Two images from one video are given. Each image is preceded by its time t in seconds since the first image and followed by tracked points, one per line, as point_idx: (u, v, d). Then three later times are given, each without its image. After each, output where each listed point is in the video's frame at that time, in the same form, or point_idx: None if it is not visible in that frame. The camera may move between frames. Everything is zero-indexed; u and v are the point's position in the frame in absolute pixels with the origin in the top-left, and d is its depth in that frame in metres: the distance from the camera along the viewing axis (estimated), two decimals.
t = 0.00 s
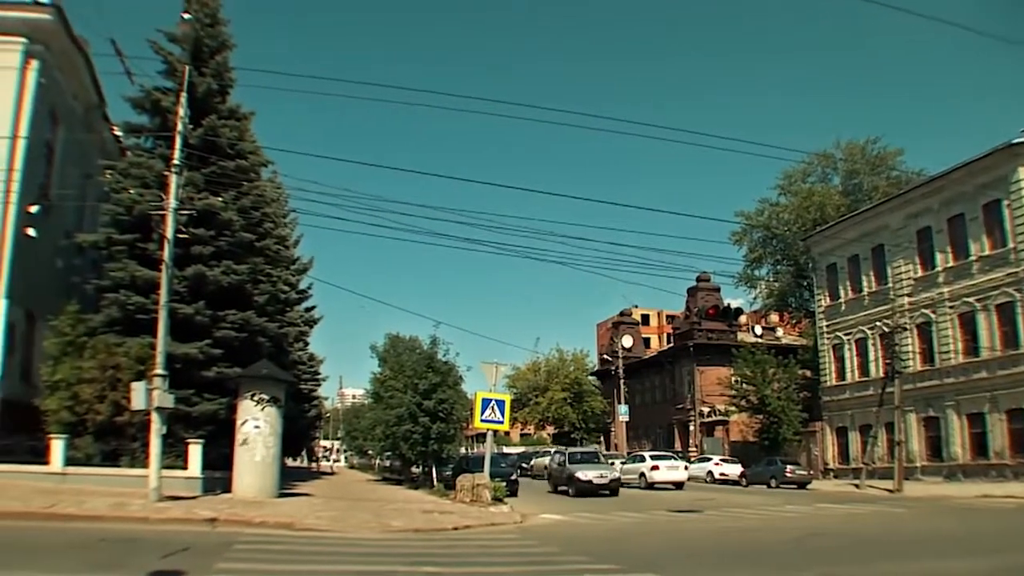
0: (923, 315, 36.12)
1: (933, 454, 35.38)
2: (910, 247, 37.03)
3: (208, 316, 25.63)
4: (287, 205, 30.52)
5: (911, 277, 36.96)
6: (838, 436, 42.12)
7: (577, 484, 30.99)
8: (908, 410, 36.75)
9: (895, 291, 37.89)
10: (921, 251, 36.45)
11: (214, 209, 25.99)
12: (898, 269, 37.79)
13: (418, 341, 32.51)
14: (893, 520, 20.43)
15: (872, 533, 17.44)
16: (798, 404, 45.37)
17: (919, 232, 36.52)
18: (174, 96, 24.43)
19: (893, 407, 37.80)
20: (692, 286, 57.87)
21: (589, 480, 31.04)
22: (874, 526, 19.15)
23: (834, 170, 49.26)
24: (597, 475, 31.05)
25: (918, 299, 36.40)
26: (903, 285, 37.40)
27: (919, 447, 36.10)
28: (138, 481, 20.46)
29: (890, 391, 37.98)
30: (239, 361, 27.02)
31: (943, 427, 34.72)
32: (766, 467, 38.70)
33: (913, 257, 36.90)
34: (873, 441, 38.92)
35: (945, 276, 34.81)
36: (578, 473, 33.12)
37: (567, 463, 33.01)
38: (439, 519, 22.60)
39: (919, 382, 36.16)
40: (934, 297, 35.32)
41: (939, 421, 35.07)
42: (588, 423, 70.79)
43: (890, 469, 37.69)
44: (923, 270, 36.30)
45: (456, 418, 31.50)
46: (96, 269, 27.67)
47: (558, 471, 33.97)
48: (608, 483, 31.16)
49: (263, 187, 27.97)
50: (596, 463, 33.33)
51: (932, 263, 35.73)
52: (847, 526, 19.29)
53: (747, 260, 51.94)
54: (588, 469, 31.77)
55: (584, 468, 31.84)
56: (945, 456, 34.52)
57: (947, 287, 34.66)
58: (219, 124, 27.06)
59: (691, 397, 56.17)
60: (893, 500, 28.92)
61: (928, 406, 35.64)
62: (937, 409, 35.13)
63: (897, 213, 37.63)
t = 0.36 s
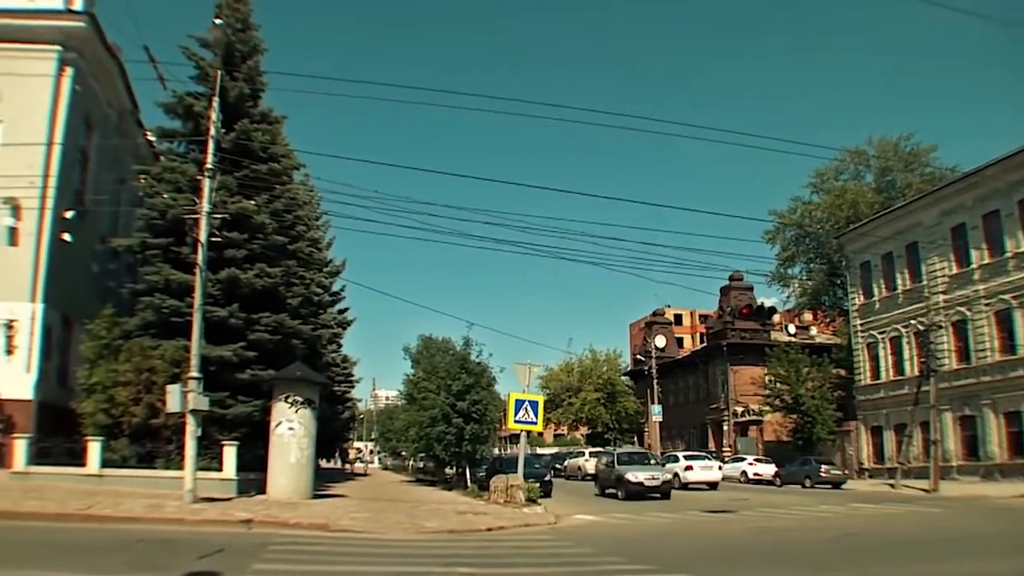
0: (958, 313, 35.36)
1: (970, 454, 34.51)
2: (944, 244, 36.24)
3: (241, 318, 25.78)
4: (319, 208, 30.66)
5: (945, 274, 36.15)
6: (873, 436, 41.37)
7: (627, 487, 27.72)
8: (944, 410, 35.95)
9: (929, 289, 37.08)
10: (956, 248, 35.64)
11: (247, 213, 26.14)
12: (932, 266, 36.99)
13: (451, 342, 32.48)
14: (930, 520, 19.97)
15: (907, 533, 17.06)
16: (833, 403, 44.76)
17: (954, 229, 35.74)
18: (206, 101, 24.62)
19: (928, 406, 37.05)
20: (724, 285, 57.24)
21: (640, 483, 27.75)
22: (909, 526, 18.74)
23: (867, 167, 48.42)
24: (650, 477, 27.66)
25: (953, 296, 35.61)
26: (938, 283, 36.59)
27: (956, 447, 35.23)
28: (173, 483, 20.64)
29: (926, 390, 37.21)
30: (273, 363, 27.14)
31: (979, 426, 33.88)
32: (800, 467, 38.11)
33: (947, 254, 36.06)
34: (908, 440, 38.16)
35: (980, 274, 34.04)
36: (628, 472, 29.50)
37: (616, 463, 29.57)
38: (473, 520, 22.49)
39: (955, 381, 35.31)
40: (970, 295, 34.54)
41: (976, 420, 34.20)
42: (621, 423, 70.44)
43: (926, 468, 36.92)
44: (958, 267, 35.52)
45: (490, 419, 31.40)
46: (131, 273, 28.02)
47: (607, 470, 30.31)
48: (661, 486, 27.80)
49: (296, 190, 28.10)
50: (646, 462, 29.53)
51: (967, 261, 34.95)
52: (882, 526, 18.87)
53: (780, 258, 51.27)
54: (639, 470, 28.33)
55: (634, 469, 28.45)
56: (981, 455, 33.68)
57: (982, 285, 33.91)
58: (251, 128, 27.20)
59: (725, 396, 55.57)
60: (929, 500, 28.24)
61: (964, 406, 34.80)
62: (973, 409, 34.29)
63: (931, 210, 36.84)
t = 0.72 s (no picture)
0: (994, 310, 34.57)
1: (1006, 453, 33.63)
2: (978, 241, 35.46)
3: (274, 321, 25.93)
4: (350, 210, 30.75)
5: (980, 272, 35.38)
6: (908, 435, 40.61)
7: (675, 490, 27.30)
8: (979, 408, 35.09)
9: (963, 286, 36.37)
10: (990, 245, 34.84)
11: (279, 216, 26.30)
12: (966, 263, 36.21)
13: (484, 343, 32.43)
14: (967, 520, 19.54)
15: (943, 533, 16.69)
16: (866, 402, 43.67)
17: (988, 226, 34.95)
18: (237, 106, 24.79)
19: (963, 405, 36.27)
20: (756, 284, 56.59)
21: (687, 485, 27.26)
22: (946, 526, 18.35)
23: (900, 164, 47.60)
24: (698, 479, 27.21)
25: (988, 294, 34.79)
26: (971, 280, 35.85)
27: (992, 446, 34.37)
28: (207, 485, 20.79)
29: (960, 389, 36.44)
30: (306, 365, 27.25)
31: (1015, 425, 33.01)
32: (835, 467, 37.51)
33: (981, 251, 35.32)
34: (944, 440, 37.38)
35: (1016, 271, 33.27)
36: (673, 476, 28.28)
37: (662, 467, 28.59)
38: (506, 521, 22.39)
39: (991, 379, 34.47)
40: (1005, 292, 33.74)
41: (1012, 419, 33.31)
42: (654, 424, 70.24)
43: (960, 467, 36.12)
44: (993, 265, 34.72)
45: (523, 420, 31.23)
46: (164, 276, 28.36)
47: (652, 475, 29.22)
48: (709, 488, 27.22)
49: (327, 192, 28.22)
50: (692, 467, 28.37)
51: (1003, 257, 34.15)
52: (919, 526, 18.48)
53: (812, 257, 50.56)
54: (686, 472, 27.81)
55: (681, 471, 27.92)
56: (1018, 455, 32.82)
57: (1018, 282, 33.12)
58: (283, 132, 27.41)
59: (758, 396, 54.97)
60: (965, 500, 27.57)
61: (1000, 404, 33.97)
62: (1010, 408, 33.42)
63: (965, 207, 36.03)
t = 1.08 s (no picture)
0: None
1: None
2: (1013, 239, 34.62)
3: (307, 325, 26.07)
4: (381, 214, 30.82)
5: (1016, 270, 34.54)
6: (942, 435, 39.80)
7: (716, 491, 26.89)
8: (1015, 408, 33.79)
9: (997, 284, 35.58)
10: None
11: (311, 220, 26.43)
12: (1001, 261, 35.37)
13: (516, 346, 32.34)
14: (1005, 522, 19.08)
15: (981, 534, 16.29)
16: (900, 402, 42.88)
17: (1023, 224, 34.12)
18: (268, 111, 24.96)
19: (1000, 405, 35.41)
20: (788, 284, 55.85)
21: (730, 487, 26.88)
22: (984, 527, 17.90)
23: (932, 161, 46.75)
24: (741, 481, 26.84)
25: None
26: (1007, 279, 35.00)
27: None
28: (241, 488, 20.91)
29: (996, 389, 35.62)
30: (338, 368, 27.35)
31: None
32: (869, 468, 36.89)
33: (1016, 249, 34.50)
34: (979, 440, 36.51)
35: None
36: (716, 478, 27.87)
37: (704, 468, 28.19)
38: (538, 523, 22.25)
39: None
40: None
41: None
42: (687, 425, 69.83)
43: (997, 468, 35.22)
44: None
45: (556, 421, 30.93)
46: (197, 280, 28.68)
47: (694, 476, 28.79)
48: (752, 490, 26.86)
49: (359, 196, 28.31)
50: (736, 469, 27.97)
51: None
52: (957, 527, 18.05)
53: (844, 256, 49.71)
54: (729, 473, 27.40)
55: (724, 473, 27.47)
56: None
57: None
58: (314, 137, 27.55)
59: (791, 397, 54.28)
60: (1003, 501, 26.95)
61: None
62: None
63: (1000, 204, 35.20)
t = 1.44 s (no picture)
0: None
1: None
2: None
3: (338, 328, 26.18)
4: (411, 217, 30.86)
5: None
6: (976, 436, 38.97)
7: (753, 493, 26.52)
8: None
9: None
10: None
11: (342, 225, 26.54)
12: None
13: (547, 348, 32.20)
14: None
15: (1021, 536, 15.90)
16: (934, 402, 42.13)
17: None
18: (298, 116, 25.09)
19: None
20: (820, 284, 55.08)
21: (768, 488, 26.50)
22: None
23: (964, 159, 45.86)
24: (779, 483, 26.45)
25: None
26: None
27: None
28: (273, 491, 20.99)
29: None
30: (370, 371, 27.42)
31: None
32: (902, 469, 36.29)
33: None
34: (1015, 441, 35.63)
35: None
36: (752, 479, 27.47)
37: (741, 470, 27.82)
38: (570, 526, 22.09)
39: None
40: None
41: None
42: (719, 427, 69.28)
43: None
44: None
45: (587, 424, 30.85)
46: (229, 285, 28.95)
47: (730, 478, 28.37)
48: (790, 492, 26.49)
49: (389, 200, 28.38)
50: (775, 470, 27.58)
51: None
52: (994, 529, 17.62)
53: (875, 256, 48.82)
54: (767, 475, 27.02)
55: (761, 474, 27.10)
56: None
57: None
58: (344, 141, 27.66)
59: (823, 398, 53.54)
60: None
61: None
62: None
63: None
